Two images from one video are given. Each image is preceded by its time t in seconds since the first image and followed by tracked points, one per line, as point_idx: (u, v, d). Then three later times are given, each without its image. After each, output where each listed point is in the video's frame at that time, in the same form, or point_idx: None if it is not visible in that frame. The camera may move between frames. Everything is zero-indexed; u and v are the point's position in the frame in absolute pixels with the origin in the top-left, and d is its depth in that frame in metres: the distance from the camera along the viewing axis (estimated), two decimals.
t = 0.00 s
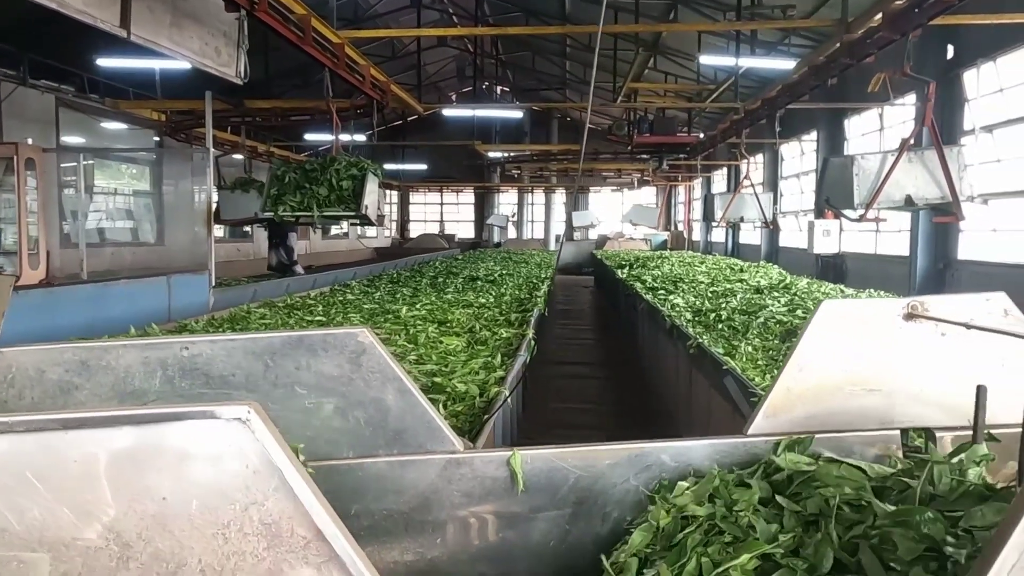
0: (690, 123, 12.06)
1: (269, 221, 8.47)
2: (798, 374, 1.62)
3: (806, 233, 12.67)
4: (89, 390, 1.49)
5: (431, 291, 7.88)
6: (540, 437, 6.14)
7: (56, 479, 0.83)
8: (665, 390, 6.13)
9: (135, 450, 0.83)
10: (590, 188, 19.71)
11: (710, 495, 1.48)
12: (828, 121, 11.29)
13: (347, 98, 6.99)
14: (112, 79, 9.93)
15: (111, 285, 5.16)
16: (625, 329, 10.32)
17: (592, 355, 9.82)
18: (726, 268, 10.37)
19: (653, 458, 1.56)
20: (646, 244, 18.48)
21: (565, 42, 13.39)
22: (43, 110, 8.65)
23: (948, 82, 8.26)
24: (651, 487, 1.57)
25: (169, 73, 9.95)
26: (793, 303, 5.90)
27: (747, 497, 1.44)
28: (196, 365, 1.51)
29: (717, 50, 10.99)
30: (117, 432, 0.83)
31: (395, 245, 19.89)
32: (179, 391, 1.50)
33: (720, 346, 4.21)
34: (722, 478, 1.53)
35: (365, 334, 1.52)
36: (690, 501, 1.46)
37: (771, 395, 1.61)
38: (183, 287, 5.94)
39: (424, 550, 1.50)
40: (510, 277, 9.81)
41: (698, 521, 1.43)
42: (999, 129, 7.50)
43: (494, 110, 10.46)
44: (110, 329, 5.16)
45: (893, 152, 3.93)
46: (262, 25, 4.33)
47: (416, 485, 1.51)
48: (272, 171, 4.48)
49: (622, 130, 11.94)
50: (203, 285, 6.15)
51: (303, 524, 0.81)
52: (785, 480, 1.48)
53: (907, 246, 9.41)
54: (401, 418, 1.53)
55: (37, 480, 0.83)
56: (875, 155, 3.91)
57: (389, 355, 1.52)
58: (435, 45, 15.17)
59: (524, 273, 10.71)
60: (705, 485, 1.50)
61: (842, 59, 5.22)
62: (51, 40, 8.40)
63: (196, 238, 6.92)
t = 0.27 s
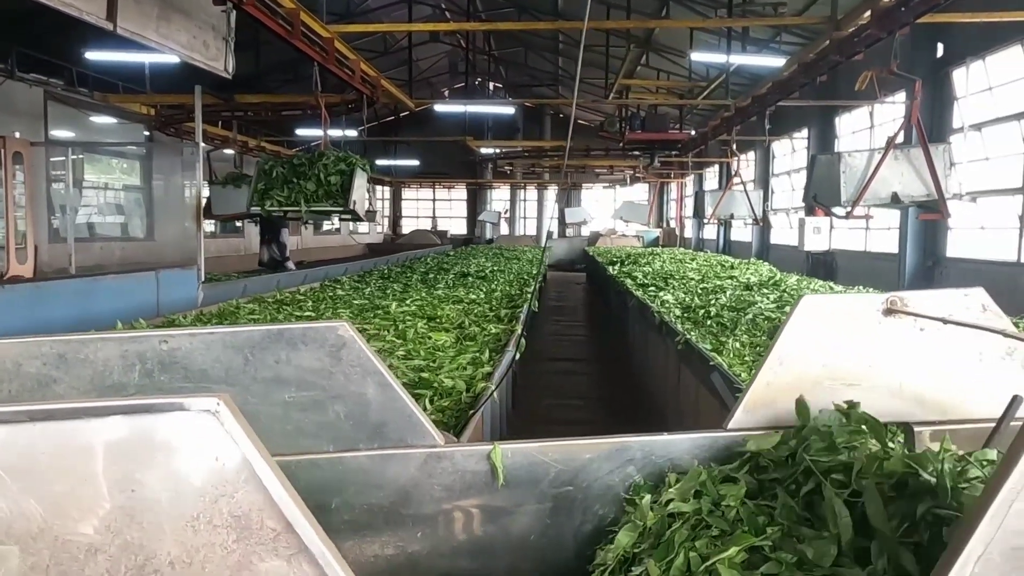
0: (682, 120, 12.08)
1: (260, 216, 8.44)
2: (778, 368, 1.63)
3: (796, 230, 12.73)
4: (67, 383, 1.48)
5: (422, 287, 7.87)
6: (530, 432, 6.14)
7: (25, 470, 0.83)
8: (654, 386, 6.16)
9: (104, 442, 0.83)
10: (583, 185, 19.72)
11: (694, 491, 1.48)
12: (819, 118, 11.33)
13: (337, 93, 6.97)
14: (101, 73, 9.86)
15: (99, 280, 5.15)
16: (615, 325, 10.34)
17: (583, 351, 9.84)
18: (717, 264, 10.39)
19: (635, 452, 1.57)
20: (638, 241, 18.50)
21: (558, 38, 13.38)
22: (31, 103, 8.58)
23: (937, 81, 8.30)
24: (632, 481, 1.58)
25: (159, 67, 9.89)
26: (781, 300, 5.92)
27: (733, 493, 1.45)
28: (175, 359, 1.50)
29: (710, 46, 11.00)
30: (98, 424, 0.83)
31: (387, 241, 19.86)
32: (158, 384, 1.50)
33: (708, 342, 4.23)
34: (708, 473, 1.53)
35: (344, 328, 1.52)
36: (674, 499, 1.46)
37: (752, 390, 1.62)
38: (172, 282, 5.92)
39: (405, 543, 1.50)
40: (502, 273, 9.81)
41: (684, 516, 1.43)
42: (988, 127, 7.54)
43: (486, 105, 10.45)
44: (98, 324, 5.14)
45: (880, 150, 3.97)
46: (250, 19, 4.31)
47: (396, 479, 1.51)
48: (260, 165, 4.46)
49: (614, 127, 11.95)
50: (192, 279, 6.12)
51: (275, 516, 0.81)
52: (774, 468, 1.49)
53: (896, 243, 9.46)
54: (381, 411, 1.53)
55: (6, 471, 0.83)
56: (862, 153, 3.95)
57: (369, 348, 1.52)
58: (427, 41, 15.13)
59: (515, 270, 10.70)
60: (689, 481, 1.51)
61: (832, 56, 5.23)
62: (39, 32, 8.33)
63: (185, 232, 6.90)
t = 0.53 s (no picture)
0: (672, 118, 12.08)
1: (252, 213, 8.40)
2: (760, 368, 1.63)
3: (786, 228, 12.77)
4: (42, 383, 1.46)
5: (411, 285, 7.85)
6: (520, 430, 6.15)
7: None
8: (644, 384, 6.17)
9: (71, 444, 0.82)
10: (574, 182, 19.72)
11: (674, 492, 1.49)
12: (809, 117, 11.36)
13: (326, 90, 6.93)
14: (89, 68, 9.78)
15: (88, 278, 5.12)
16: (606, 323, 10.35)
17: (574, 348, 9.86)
18: (707, 263, 10.42)
19: (618, 452, 1.56)
20: (629, 238, 18.53)
21: (549, 36, 13.37)
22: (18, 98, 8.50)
23: (926, 80, 8.34)
24: (615, 483, 1.57)
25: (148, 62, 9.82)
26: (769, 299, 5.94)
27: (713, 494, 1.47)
28: (152, 358, 1.48)
29: (701, 45, 11.01)
30: (62, 426, 0.81)
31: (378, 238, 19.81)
32: (135, 384, 1.48)
33: (696, 341, 4.24)
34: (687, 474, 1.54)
35: (323, 327, 1.51)
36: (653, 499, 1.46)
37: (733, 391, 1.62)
38: (161, 280, 5.89)
39: (384, 543, 1.50)
40: (492, 271, 9.79)
41: (665, 519, 1.44)
42: (976, 127, 7.58)
43: (477, 103, 10.42)
44: (86, 321, 5.10)
45: (866, 150, 4.01)
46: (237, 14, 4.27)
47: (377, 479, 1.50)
48: (247, 162, 4.44)
49: (604, 125, 11.95)
50: (180, 275, 6.08)
51: (243, 520, 0.80)
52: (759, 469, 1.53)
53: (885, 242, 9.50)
54: (360, 412, 1.52)
55: None
56: (849, 152, 3.99)
57: (349, 347, 1.51)
58: (419, 37, 15.09)
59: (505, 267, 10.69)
60: (668, 482, 1.51)
61: (821, 56, 5.24)
62: (25, 26, 8.25)
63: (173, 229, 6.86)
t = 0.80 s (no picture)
0: (663, 117, 12.11)
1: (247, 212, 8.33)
2: (738, 372, 1.65)
3: (776, 228, 12.82)
4: (17, 389, 1.46)
5: (401, 284, 7.84)
6: (509, 430, 6.14)
7: None
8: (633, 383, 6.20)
9: (31, 456, 0.81)
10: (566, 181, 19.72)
11: (630, 504, 1.46)
12: (798, 117, 11.40)
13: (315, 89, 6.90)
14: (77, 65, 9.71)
15: (75, 276, 5.10)
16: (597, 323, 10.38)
17: (566, 347, 9.88)
18: (697, 262, 10.44)
19: (595, 457, 1.57)
20: (621, 238, 18.57)
21: (541, 34, 13.36)
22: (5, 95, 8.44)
23: (914, 81, 8.38)
24: (589, 488, 1.57)
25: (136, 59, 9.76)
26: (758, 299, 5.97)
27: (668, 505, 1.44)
28: (129, 365, 1.48)
29: (692, 45, 11.03)
30: (24, 439, 0.81)
31: (369, 237, 19.76)
32: (112, 391, 1.48)
33: (683, 341, 4.26)
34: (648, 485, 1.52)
35: (300, 333, 1.51)
36: (612, 514, 1.43)
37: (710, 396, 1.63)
38: (148, 279, 5.87)
39: (362, 549, 1.49)
40: (482, 271, 9.79)
41: (618, 535, 1.40)
42: (963, 128, 7.62)
43: (468, 102, 10.40)
44: (73, 320, 5.08)
45: (852, 152, 4.05)
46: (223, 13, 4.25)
47: (356, 485, 1.50)
48: (233, 161, 4.42)
49: (595, 124, 11.96)
50: (168, 274, 6.06)
51: (207, 532, 0.80)
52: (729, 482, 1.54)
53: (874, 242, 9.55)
54: (338, 418, 1.52)
55: None
56: (834, 154, 4.03)
57: (326, 353, 1.51)
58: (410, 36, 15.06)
59: (495, 267, 10.68)
60: (626, 494, 1.48)
61: (808, 57, 5.26)
62: (12, 23, 8.19)
63: (161, 228, 6.82)
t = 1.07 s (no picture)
0: (655, 117, 12.11)
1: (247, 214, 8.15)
2: (713, 375, 1.65)
3: (767, 228, 12.85)
4: None
5: (391, 283, 7.82)
6: (499, 430, 6.13)
7: None
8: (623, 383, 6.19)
9: None
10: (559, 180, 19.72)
11: (607, 511, 1.45)
12: (790, 117, 11.43)
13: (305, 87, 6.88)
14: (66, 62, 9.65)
15: (61, 275, 5.08)
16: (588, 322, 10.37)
17: (558, 347, 9.87)
18: (689, 262, 10.46)
19: (573, 460, 1.57)
20: (613, 237, 18.58)
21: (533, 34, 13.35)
22: None
23: (904, 81, 8.40)
24: (565, 490, 1.57)
25: (126, 57, 9.71)
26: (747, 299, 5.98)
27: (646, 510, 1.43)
28: (101, 366, 1.47)
29: (684, 44, 11.04)
30: None
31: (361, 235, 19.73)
32: (85, 392, 1.47)
33: (670, 341, 4.26)
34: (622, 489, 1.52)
35: (275, 335, 1.50)
36: (589, 521, 1.42)
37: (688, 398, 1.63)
38: (136, 277, 5.84)
39: (338, 552, 1.48)
40: (473, 270, 9.77)
41: (596, 543, 1.40)
42: (952, 129, 7.65)
43: (460, 101, 10.37)
44: (60, 320, 5.06)
45: (838, 153, 4.09)
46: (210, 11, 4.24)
47: (331, 487, 1.49)
48: (220, 160, 4.39)
49: (587, 124, 11.96)
50: (157, 273, 6.02)
51: (167, 539, 0.80)
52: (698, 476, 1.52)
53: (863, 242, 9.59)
54: (313, 420, 1.51)
55: None
56: (821, 155, 4.08)
57: (302, 355, 1.50)
58: (402, 34, 15.02)
59: (486, 266, 10.67)
60: (602, 502, 1.47)
61: (797, 57, 5.27)
62: None
63: (150, 226, 6.79)
